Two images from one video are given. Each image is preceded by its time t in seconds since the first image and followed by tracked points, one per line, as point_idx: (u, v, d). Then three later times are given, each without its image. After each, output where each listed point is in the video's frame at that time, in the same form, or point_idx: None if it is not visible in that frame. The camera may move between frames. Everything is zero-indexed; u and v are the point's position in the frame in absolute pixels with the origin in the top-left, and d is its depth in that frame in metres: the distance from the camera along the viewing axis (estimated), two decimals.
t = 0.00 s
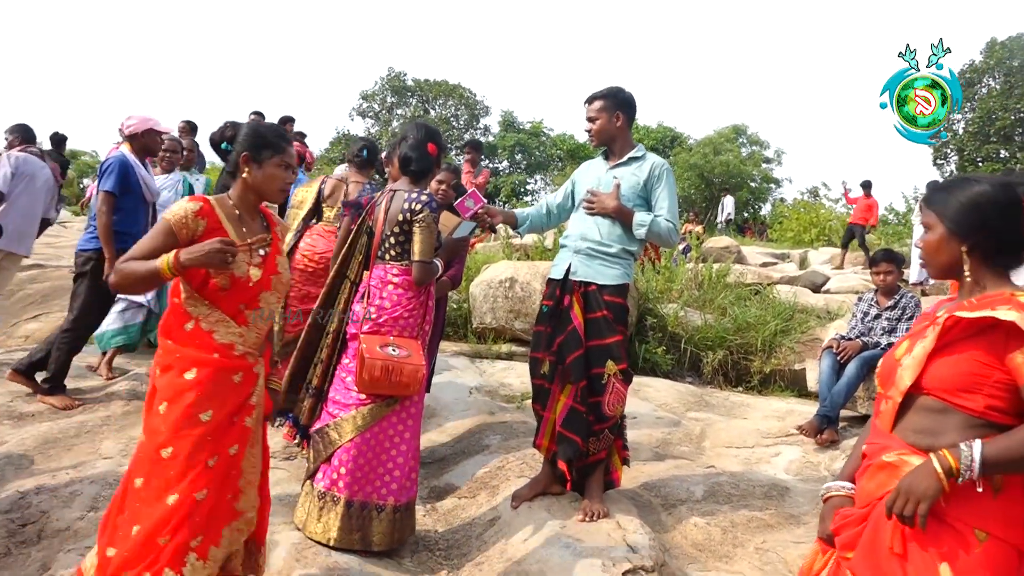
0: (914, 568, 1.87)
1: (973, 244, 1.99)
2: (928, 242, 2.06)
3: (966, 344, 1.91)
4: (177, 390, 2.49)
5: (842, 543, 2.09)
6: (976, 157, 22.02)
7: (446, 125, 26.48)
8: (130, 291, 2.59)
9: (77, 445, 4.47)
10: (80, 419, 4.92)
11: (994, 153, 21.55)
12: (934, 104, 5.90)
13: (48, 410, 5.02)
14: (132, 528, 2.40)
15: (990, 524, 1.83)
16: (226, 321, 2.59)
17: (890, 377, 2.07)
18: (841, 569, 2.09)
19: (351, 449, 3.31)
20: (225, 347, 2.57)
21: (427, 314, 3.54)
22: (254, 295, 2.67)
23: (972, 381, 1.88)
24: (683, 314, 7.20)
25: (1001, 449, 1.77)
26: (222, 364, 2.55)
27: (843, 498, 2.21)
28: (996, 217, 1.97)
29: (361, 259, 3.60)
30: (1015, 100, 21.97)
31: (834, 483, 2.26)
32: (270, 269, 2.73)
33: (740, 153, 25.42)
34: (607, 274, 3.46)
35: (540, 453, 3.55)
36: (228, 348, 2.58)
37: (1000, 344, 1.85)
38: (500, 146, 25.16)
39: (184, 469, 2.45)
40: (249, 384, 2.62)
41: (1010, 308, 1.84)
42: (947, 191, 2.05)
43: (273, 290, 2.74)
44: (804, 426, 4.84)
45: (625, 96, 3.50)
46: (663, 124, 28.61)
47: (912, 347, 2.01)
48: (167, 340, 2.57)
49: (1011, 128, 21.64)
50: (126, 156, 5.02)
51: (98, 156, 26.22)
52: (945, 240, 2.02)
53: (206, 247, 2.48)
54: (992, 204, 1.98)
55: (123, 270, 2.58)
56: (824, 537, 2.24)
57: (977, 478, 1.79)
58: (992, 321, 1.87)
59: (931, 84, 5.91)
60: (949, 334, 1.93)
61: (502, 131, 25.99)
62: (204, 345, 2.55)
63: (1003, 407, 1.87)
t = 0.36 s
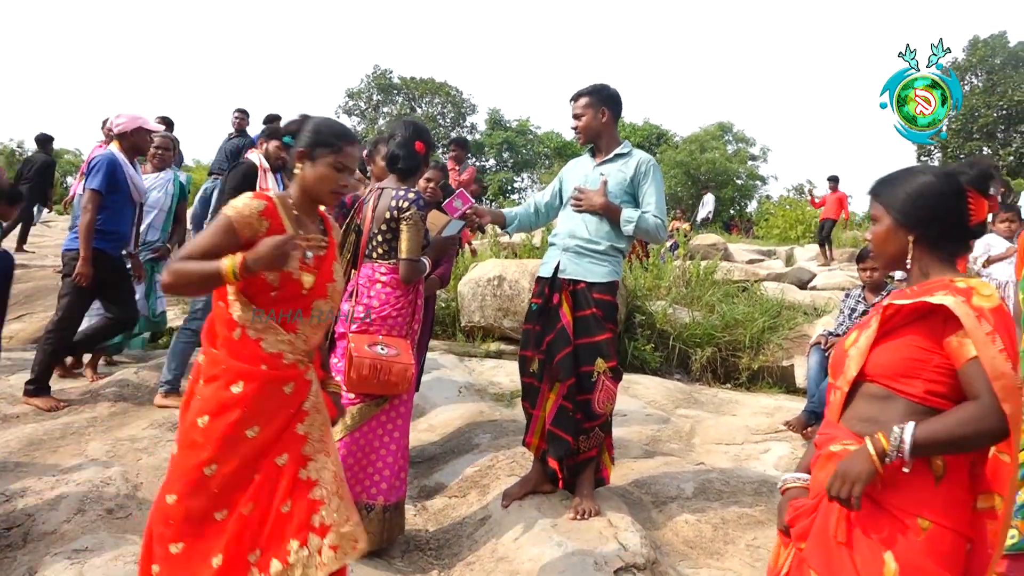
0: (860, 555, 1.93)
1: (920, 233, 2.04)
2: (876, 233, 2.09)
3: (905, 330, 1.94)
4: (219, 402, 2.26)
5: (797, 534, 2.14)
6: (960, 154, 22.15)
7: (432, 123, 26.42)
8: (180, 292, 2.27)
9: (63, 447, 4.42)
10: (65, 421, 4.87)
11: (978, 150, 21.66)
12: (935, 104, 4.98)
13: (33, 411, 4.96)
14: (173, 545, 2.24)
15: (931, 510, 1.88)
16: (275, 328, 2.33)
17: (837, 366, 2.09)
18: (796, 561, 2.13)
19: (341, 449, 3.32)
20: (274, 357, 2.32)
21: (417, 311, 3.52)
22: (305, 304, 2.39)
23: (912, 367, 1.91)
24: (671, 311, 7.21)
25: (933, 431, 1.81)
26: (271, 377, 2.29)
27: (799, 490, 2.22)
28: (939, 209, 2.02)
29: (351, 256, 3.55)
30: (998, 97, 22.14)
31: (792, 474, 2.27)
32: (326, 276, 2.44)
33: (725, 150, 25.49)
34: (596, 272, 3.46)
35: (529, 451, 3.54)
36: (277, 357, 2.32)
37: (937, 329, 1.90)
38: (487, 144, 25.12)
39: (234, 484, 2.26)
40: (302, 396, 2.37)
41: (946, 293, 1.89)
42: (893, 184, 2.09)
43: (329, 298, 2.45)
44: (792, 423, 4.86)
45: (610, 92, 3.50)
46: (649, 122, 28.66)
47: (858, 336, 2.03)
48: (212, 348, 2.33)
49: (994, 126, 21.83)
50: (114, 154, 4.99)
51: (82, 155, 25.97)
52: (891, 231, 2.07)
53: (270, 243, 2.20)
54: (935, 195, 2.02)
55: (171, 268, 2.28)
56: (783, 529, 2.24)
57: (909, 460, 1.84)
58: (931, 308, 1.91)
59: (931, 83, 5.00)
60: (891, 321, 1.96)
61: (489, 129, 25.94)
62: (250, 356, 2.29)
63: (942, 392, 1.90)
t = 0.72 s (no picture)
0: (837, 541, 1.94)
1: (886, 218, 2.03)
2: (842, 219, 2.09)
3: (875, 317, 1.94)
4: (338, 429, 2.30)
5: (780, 523, 2.12)
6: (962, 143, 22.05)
7: (432, 122, 26.42)
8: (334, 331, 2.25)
9: (70, 452, 4.43)
10: (72, 426, 4.87)
11: (980, 138, 21.56)
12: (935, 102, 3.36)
13: (39, 417, 4.97)
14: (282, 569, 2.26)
15: (907, 495, 1.89)
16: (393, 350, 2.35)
17: (814, 355, 2.09)
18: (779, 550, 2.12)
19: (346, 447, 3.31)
20: (392, 381, 2.35)
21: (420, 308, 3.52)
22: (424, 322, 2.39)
23: (881, 352, 1.91)
24: (676, 305, 7.20)
25: (899, 415, 1.81)
26: (389, 405, 2.34)
27: (782, 479, 2.20)
28: (903, 192, 2.00)
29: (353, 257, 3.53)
30: (999, 84, 22.06)
31: (775, 463, 2.25)
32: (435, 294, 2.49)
33: (727, 143, 25.45)
34: (601, 267, 3.45)
35: (539, 447, 3.54)
36: (394, 383, 2.35)
37: (904, 315, 1.89)
38: (487, 142, 25.09)
39: (347, 507, 2.31)
40: (416, 425, 2.41)
41: (911, 277, 1.88)
42: (858, 169, 2.08)
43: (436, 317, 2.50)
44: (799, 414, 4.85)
45: (605, 85, 3.48)
46: (650, 116, 28.63)
47: (830, 324, 2.04)
48: (329, 370, 2.37)
49: (995, 113, 21.79)
50: (121, 160, 4.94)
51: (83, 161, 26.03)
52: (858, 217, 2.06)
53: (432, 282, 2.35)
54: (899, 178, 2.01)
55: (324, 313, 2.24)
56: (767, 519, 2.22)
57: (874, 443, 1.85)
58: (896, 293, 1.90)
59: (932, 82, 3.40)
60: (859, 308, 1.96)
61: (489, 127, 25.94)
62: (369, 380, 2.33)
63: (914, 376, 1.89)
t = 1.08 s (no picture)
0: (828, 531, 1.93)
1: (873, 207, 2.03)
2: (831, 210, 2.09)
3: (864, 308, 1.93)
4: (432, 434, 2.12)
5: (767, 515, 2.12)
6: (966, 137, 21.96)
7: (435, 123, 26.44)
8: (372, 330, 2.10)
9: (76, 455, 4.44)
10: (78, 429, 4.89)
11: (984, 131, 21.47)
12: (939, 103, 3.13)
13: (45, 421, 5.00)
14: None
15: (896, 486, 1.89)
16: (481, 345, 2.13)
17: (802, 346, 2.08)
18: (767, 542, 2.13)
19: (352, 447, 3.29)
20: (481, 377, 2.12)
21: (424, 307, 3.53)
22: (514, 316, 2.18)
23: (871, 344, 1.90)
24: (680, 302, 7.20)
25: (889, 410, 1.81)
26: (480, 402, 2.10)
27: (769, 471, 2.20)
28: (890, 181, 2.00)
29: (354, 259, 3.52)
30: (1003, 78, 21.98)
31: (761, 455, 2.25)
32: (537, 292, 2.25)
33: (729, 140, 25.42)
34: (608, 264, 3.44)
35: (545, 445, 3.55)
36: (483, 378, 2.12)
37: (894, 306, 1.89)
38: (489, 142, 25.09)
39: (457, 522, 2.08)
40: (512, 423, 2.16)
41: (902, 268, 1.88)
42: (845, 159, 2.07)
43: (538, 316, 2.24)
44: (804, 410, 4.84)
45: (606, 81, 3.46)
46: (652, 114, 28.60)
47: (819, 315, 2.02)
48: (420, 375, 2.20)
49: (999, 106, 21.70)
50: (152, 172, 5.02)
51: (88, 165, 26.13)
52: (845, 207, 2.06)
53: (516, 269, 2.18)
54: (886, 166, 2.00)
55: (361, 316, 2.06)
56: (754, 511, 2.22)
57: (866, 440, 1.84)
58: (886, 284, 1.90)
59: (931, 81, 3.21)
60: (848, 299, 1.95)
61: (491, 126, 25.95)
62: (458, 377, 2.11)
63: (903, 367, 1.89)
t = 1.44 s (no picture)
0: (805, 561, 1.93)
1: (870, 228, 2.03)
2: (827, 229, 2.09)
3: (856, 332, 1.93)
4: (513, 478, 1.99)
5: (741, 538, 2.14)
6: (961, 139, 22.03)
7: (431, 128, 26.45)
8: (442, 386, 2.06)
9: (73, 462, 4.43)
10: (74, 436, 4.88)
11: (977, 133, 21.53)
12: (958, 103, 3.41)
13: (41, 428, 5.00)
14: None
15: (879, 517, 1.89)
16: (563, 379, 2.01)
17: (788, 367, 2.07)
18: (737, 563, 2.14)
19: (350, 451, 3.28)
20: (566, 415, 2.01)
21: (421, 313, 3.52)
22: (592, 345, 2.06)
23: (862, 371, 1.90)
24: (676, 305, 7.21)
25: (876, 441, 1.83)
26: (570, 444, 2.00)
27: (743, 491, 2.25)
28: (887, 202, 2.01)
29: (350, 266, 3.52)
30: (996, 80, 22.07)
31: (736, 475, 2.30)
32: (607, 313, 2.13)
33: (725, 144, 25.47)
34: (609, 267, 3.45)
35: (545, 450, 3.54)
36: (569, 417, 2.01)
37: (889, 331, 1.89)
38: (486, 146, 25.09)
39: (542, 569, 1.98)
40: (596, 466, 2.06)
41: (899, 293, 1.88)
42: (842, 178, 2.07)
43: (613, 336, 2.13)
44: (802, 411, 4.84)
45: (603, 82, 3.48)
46: (647, 119, 28.66)
47: (808, 336, 2.02)
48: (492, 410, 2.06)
49: (993, 109, 21.79)
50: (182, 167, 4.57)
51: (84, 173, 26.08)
52: (842, 227, 2.06)
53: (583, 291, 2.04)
54: (883, 187, 2.01)
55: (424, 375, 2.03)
56: (725, 531, 2.26)
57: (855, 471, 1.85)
58: (882, 308, 1.90)
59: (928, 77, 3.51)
60: (841, 322, 1.95)
61: (487, 131, 25.96)
62: (541, 415, 2.00)
63: (891, 396, 1.90)
